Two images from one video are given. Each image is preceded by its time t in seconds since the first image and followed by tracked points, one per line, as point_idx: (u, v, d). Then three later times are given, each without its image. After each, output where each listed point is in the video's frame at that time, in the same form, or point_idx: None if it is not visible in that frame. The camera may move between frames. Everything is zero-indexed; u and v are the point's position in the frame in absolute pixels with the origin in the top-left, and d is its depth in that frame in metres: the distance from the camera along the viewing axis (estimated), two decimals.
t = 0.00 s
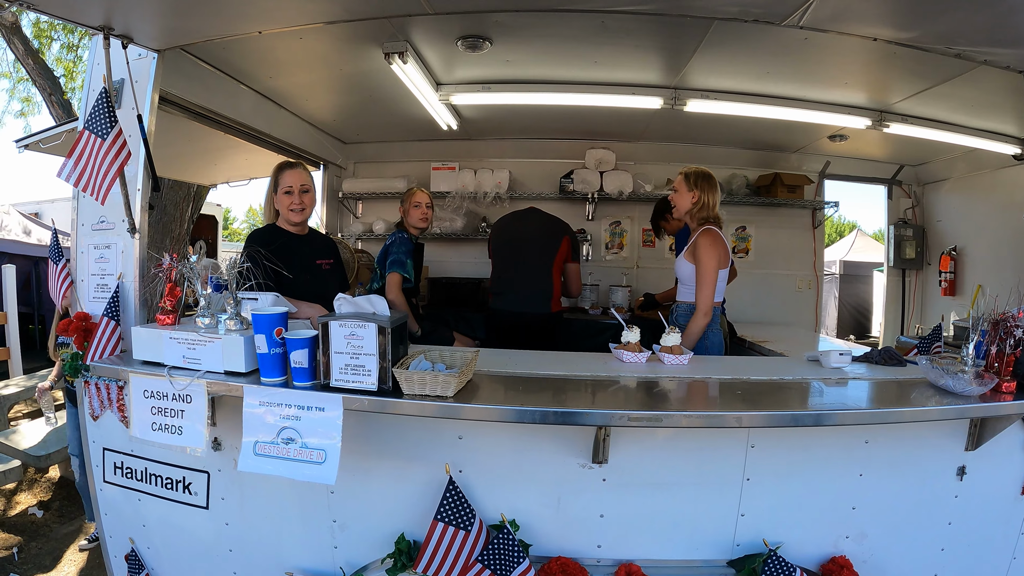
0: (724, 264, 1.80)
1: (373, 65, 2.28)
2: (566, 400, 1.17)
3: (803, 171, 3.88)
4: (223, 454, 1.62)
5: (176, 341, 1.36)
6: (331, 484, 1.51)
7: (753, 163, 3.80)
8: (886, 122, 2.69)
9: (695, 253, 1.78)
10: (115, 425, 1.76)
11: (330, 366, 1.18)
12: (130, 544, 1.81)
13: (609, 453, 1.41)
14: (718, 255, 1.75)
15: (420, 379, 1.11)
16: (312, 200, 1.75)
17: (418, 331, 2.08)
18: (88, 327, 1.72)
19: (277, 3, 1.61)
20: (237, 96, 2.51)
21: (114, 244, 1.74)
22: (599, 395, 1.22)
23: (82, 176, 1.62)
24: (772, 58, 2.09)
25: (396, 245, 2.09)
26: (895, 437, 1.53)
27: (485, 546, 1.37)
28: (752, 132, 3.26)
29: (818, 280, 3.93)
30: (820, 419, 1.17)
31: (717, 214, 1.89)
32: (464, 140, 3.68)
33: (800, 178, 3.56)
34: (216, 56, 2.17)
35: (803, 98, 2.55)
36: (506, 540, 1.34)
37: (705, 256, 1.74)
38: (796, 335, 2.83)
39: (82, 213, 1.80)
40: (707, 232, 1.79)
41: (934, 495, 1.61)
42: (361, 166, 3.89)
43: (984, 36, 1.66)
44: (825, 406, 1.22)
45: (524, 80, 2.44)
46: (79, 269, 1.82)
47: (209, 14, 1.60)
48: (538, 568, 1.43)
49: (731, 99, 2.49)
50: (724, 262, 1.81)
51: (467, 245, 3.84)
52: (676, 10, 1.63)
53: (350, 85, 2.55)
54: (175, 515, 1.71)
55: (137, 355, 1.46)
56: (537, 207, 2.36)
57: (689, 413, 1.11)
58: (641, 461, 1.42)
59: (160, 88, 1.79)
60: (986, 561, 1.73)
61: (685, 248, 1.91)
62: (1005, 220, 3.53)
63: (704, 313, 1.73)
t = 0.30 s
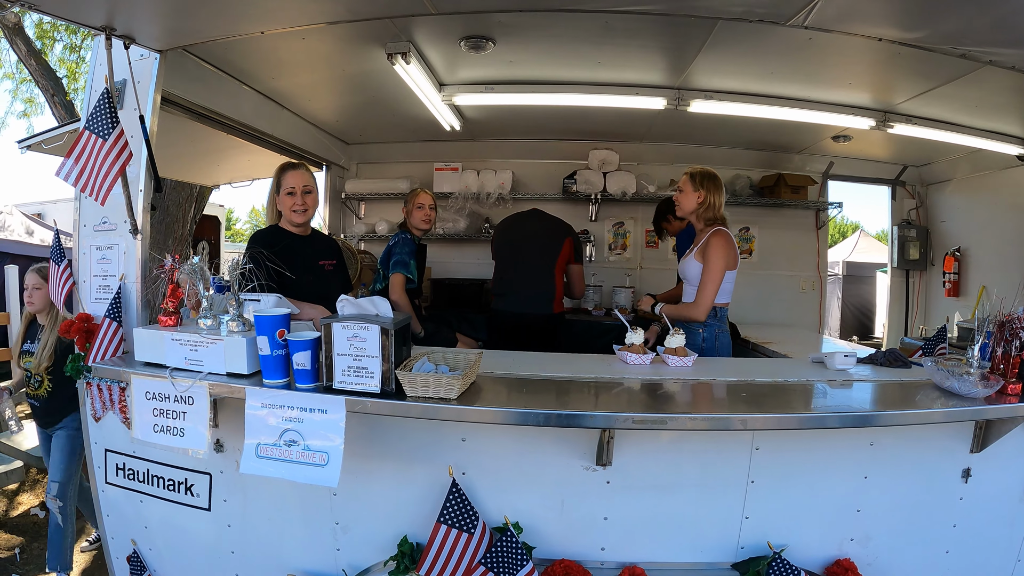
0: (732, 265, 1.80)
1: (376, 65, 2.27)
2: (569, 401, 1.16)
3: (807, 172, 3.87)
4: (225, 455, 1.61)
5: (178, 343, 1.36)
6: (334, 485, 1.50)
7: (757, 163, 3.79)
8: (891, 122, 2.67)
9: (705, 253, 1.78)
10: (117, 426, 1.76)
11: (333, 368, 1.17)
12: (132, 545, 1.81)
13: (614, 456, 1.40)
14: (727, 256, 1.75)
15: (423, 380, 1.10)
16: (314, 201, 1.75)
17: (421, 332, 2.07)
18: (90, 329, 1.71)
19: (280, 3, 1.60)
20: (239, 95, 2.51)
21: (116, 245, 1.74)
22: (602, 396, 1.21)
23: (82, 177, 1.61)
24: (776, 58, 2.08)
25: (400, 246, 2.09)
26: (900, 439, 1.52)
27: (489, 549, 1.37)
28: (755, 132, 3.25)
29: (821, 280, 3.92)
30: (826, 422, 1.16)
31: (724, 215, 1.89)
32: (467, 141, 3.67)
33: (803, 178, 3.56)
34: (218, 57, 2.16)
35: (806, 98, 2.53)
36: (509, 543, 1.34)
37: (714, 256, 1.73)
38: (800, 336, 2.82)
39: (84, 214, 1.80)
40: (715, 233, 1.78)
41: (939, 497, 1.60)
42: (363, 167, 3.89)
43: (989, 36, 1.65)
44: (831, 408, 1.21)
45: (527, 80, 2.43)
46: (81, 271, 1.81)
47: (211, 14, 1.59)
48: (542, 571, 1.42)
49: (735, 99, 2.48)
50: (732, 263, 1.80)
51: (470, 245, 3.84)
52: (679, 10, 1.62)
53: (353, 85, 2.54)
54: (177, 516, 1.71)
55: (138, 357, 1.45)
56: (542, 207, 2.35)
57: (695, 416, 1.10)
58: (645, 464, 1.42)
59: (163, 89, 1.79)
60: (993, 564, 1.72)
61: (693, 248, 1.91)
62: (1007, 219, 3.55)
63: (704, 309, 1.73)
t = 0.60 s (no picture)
0: (738, 265, 1.79)
1: (378, 65, 2.27)
2: (573, 403, 1.15)
3: (810, 172, 3.86)
4: (227, 457, 1.61)
5: (179, 344, 1.35)
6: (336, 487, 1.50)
7: (760, 163, 3.78)
8: (895, 122, 2.64)
9: (711, 254, 1.76)
10: (118, 427, 1.75)
11: (335, 369, 1.17)
12: (133, 546, 1.80)
13: (617, 457, 1.39)
14: (733, 257, 1.73)
15: (426, 381, 1.09)
16: (318, 202, 1.75)
17: (424, 333, 2.07)
18: (92, 329, 1.71)
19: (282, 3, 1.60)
20: (240, 96, 2.50)
21: (117, 246, 1.73)
22: (605, 398, 1.20)
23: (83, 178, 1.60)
24: (780, 57, 2.07)
25: (404, 247, 2.08)
26: (905, 441, 1.51)
27: (492, 551, 1.36)
28: (758, 132, 3.24)
29: (825, 281, 3.91)
30: (831, 424, 1.15)
31: (730, 215, 1.88)
32: (470, 141, 3.66)
33: (807, 179, 3.55)
34: (220, 57, 2.16)
35: (809, 98, 2.52)
36: (512, 545, 1.33)
37: (720, 257, 1.72)
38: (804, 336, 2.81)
39: (85, 214, 1.79)
40: (721, 233, 1.77)
41: (945, 498, 1.59)
42: (365, 167, 3.88)
43: (995, 35, 1.64)
44: (837, 409, 1.20)
45: (530, 80, 2.42)
46: (82, 271, 1.81)
47: (213, 14, 1.59)
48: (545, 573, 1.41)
49: (738, 99, 2.47)
50: (738, 264, 1.79)
51: (473, 246, 3.83)
52: (683, 9, 1.62)
53: (355, 85, 2.54)
54: (178, 517, 1.70)
55: (139, 357, 1.45)
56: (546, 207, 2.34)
57: (700, 417, 1.09)
58: (649, 465, 1.41)
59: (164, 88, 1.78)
60: (1000, 566, 1.71)
61: (698, 249, 1.90)
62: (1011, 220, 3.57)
63: (709, 310, 1.73)
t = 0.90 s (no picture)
0: (740, 266, 1.77)
1: (379, 64, 2.25)
2: (575, 404, 1.14)
3: (813, 172, 3.84)
4: (227, 458, 1.59)
5: (179, 345, 1.34)
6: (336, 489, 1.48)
7: (762, 163, 3.77)
8: (898, 122, 2.63)
9: (713, 254, 1.75)
10: (118, 428, 1.74)
11: (334, 370, 1.15)
12: (133, 548, 1.79)
13: (620, 459, 1.38)
14: (735, 256, 1.72)
15: (427, 383, 1.08)
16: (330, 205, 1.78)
17: (424, 333, 2.04)
18: (91, 330, 1.69)
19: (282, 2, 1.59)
20: (240, 95, 2.49)
21: (116, 246, 1.73)
22: (608, 399, 1.19)
23: (82, 176, 1.60)
24: (783, 56, 2.05)
25: (404, 249, 2.07)
26: (911, 442, 1.50)
27: (493, 554, 1.35)
28: (761, 132, 3.23)
29: (828, 281, 3.89)
30: (836, 425, 1.14)
31: (733, 215, 1.87)
32: (471, 141, 3.65)
33: (810, 178, 3.53)
34: (220, 56, 2.15)
35: (812, 97, 2.51)
36: (515, 548, 1.32)
37: (722, 256, 1.71)
38: (807, 337, 2.80)
39: (85, 214, 1.78)
40: (723, 232, 1.76)
41: (951, 500, 1.58)
42: (367, 168, 3.87)
43: (1001, 33, 1.62)
44: (842, 410, 1.19)
45: (532, 79, 2.41)
46: (81, 271, 1.80)
47: (212, 13, 1.58)
48: None
49: (740, 98, 2.45)
50: (740, 264, 1.78)
51: (474, 246, 3.82)
52: (686, 6, 1.60)
53: (356, 85, 2.53)
54: (178, 520, 1.69)
55: (139, 358, 1.44)
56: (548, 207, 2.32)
57: (706, 420, 1.08)
58: (653, 467, 1.39)
59: (163, 88, 1.77)
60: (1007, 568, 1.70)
61: (702, 249, 1.89)
62: (1015, 220, 3.54)
63: (710, 309, 1.71)
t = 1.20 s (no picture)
0: (744, 264, 1.76)
1: (379, 63, 2.24)
2: (576, 406, 1.13)
3: (815, 172, 3.82)
4: (225, 461, 1.58)
5: (176, 346, 1.33)
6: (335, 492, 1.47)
7: (764, 163, 3.75)
8: (901, 121, 2.63)
9: (716, 252, 1.74)
10: (116, 430, 1.73)
11: (333, 372, 1.14)
12: (131, 550, 1.78)
13: (622, 461, 1.36)
14: (739, 254, 1.71)
15: (426, 385, 1.07)
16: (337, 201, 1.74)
17: (424, 334, 2.02)
18: (89, 331, 1.68)
19: None
20: (239, 95, 2.48)
21: (114, 246, 1.71)
22: (609, 400, 1.18)
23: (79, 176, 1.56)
24: (785, 55, 2.04)
25: (405, 249, 2.05)
26: (916, 444, 1.48)
27: (494, 557, 1.33)
28: (763, 132, 3.21)
29: (830, 281, 3.87)
30: (842, 427, 1.12)
31: (733, 214, 1.86)
32: (472, 141, 3.64)
33: (812, 178, 3.52)
34: (219, 55, 2.14)
35: (814, 96, 2.49)
36: (515, 551, 1.29)
37: (727, 255, 1.70)
38: (810, 337, 2.78)
39: (83, 214, 1.77)
40: (724, 232, 1.74)
41: (957, 503, 1.56)
42: (367, 168, 3.86)
43: (1006, 30, 1.61)
44: (848, 412, 1.17)
45: (533, 79, 2.40)
46: (79, 272, 1.79)
47: (210, 11, 1.56)
48: None
49: (743, 97, 2.44)
50: (744, 262, 1.76)
51: (475, 247, 3.81)
52: (688, 4, 1.58)
53: (356, 84, 2.52)
54: (177, 522, 1.68)
55: (137, 360, 1.42)
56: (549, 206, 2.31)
57: (711, 423, 1.06)
58: (655, 469, 1.38)
59: (162, 87, 1.76)
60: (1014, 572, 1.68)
61: (703, 248, 1.87)
62: (1018, 220, 3.52)
63: (725, 310, 1.69)
